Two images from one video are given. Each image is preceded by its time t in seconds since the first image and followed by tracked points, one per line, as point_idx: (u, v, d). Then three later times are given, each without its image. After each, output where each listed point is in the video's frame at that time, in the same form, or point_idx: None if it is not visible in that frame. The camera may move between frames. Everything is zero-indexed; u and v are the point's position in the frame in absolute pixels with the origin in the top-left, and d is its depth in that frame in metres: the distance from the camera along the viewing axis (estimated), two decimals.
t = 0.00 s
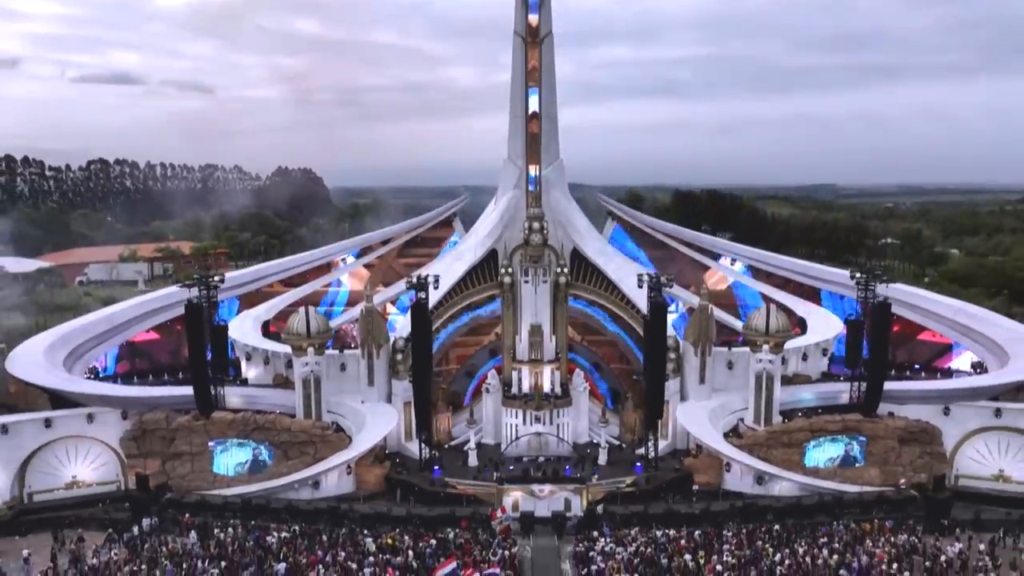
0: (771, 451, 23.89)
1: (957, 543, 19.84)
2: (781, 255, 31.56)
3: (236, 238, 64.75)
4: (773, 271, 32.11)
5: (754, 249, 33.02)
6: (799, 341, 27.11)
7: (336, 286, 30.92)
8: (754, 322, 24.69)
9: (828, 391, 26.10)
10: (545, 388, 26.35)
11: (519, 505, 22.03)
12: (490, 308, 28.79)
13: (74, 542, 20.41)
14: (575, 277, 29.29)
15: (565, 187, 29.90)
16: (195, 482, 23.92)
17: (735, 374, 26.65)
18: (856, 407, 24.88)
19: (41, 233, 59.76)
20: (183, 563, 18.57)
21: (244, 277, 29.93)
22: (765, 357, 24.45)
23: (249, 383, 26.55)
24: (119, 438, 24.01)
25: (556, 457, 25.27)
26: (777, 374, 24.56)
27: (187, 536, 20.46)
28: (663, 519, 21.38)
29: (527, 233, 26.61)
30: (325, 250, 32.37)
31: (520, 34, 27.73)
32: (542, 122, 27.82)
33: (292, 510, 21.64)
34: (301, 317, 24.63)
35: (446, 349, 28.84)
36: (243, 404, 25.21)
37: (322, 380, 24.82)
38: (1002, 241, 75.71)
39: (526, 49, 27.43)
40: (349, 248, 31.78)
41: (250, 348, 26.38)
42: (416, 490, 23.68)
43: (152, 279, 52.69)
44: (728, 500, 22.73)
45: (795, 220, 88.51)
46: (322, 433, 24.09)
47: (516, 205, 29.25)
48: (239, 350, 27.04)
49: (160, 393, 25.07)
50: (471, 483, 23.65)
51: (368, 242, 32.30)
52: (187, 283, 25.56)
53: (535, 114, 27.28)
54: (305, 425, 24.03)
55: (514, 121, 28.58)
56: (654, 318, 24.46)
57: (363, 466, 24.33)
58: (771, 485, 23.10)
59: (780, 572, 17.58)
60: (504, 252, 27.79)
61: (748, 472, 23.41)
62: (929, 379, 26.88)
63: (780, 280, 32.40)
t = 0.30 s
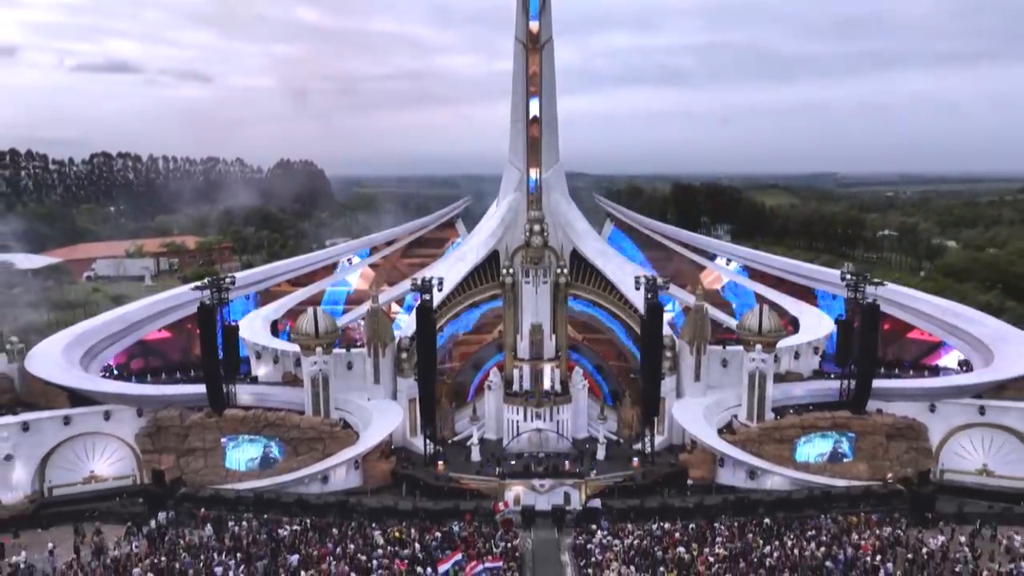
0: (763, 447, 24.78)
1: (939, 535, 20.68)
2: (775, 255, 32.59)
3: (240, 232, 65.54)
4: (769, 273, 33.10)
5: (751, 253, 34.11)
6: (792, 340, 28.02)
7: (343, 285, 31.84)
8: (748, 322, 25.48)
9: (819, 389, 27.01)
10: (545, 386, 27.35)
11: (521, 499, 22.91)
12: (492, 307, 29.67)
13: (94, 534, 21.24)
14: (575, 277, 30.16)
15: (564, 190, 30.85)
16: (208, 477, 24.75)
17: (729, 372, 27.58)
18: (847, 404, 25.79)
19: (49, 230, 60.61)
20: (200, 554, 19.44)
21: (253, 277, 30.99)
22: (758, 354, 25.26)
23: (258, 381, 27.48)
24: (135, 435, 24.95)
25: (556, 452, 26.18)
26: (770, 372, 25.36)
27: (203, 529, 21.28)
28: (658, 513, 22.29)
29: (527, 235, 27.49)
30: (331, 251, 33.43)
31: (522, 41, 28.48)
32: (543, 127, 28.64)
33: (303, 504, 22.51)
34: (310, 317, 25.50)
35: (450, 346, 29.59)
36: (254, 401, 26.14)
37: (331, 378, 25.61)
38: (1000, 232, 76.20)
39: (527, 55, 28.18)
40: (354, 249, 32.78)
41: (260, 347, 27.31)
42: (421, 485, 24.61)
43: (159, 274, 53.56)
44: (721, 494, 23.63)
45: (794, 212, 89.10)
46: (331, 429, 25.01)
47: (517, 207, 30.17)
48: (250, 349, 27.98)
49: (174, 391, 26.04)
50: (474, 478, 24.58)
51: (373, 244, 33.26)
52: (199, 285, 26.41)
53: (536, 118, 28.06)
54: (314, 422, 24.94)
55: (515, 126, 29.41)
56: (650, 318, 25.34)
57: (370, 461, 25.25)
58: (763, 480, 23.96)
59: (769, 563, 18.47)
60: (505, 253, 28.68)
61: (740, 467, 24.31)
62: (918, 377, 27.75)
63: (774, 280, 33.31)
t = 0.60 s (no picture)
0: (755, 443, 25.71)
1: (922, 529, 21.55)
2: (768, 255, 33.85)
3: (244, 227, 66.30)
4: (763, 272, 34.05)
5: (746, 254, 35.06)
6: (784, 338, 28.88)
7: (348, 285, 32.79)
8: (742, 323, 26.36)
9: (810, 386, 27.97)
10: (544, 382, 28.05)
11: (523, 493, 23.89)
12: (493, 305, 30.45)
13: (112, 528, 22.07)
14: (574, 278, 31.00)
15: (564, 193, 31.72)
16: (219, 472, 25.30)
17: (724, 369, 28.26)
18: (836, 403, 26.77)
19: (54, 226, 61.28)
20: (215, 547, 20.35)
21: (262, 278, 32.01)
22: (751, 355, 26.14)
23: (268, 378, 28.52)
24: (149, 432, 25.84)
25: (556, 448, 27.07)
26: (762, 371, 26.27)
27: (217, 522, 22.16)
28: (653, 507, 23.18)
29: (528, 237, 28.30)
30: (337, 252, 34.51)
31: (523, 48, 29.20)
32: (543, 132, 29.49)
33: (312, 498, 23.35)
34: (318, 318, 26.42)
35: (453, 345, 30.72)
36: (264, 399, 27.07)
37: (338, 377, 26.66)
38: (996, 224, 76.83)
39: (528, 61, 28.99)
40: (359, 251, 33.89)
41: (269, 347, 28.23)
42: (426, 480, 25.51)
43: (165, 270, 54.40)
44: (714, 489, 24.49)
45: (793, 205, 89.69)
46: (339, 426, 25.91)
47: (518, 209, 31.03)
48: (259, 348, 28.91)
49: (186, 389, 26.94)
50: (476, 473, 25.48)
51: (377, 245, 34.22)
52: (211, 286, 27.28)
53: (535, 124, 28.93)
54: (323, 419, 25.88)
55: (516, 129, 30.26)
56: (647, 319, 26.14)
57: (376, 456, 26.14)
58: (756, 475, 24.80)
59: (759, 556, 19.38)
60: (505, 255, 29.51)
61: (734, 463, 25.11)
62: (906, 375, 28.71)
63: (768, 279, 34.21)
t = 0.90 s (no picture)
0: (748, 439, 26.61)
1: (907, 523, 22.46)
2: (761, 256, 34.85)
3: (247, 222, 67.01)
4: (757, 273, 35.06)
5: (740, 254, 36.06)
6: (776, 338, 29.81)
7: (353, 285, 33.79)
8: (736, 323, 27.10)
9: (801, 385, 28.85)
10: (544, 380, 28.91)
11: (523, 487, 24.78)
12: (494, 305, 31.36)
13: (129, 522, 22.95)
14: (572, 278, 31.92)
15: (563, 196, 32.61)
16: (229, 466, 26.42)
17: (717, 368, 29.32)
18: (826, 400, 27.62)
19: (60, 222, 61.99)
20: (229, 540, 21.22)
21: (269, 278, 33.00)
22: (744, 355, 27.06)
23: (276, 376, 29.50)
24: (163, 429, 26.75)
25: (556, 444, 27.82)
26: (753, 371, 27.23)
27: (229, 516, 23.07)
28: (649, 502, 24.07)
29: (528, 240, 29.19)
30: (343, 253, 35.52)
31: (523, 54, 29.89)
32: (542, 137, 30.35)
33: (320, 493, 24.21)
34: (325, 318, 27.25)
35: (455, 345, 31.66)
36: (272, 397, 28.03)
37: (344, 376, 27.55)
38: (993, 218, 77.44)
39: (528, 68, 29.81)
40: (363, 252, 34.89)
41: (278, 347, 29.26)
42: (430, 475, 26.42)
43: (170, 266, 55.18)
44: (708, 484, 25.40)
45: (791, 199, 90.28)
46: (345, 424, 26.78)
47: (518, 212, 31.92)
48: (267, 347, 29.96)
49: (198, 388, 27.84)
50: (479, 469, 26.38)
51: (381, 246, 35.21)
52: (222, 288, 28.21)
53: (536, 129, 29.80)
54: (330, 416, 26.77)
55: (516, 135, 31.12)
56: (642, 321, 27.02)
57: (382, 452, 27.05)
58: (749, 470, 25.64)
59: (749, 549, 20.30)
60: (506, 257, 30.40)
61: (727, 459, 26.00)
62: (895, 374, 29.67)
63: (762, 279, 35.13)
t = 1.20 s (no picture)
0: (740, 436, 27.51)
1: (891, 516, 23.37)
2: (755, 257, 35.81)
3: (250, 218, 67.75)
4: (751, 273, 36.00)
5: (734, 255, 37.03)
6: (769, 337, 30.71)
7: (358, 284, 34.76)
8: (729, 324, 28.16)
9: (793, 382, 29.79)
10: (544, 377, 29.82)
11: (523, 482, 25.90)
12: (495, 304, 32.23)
13: (145, 516, 23.80)
14: (571, 278, 32.79)
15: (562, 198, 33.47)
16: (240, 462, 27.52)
17: (713, 366, 30.25)
18: (816, 397, 28.56)
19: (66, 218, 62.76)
20: (241, 533, 22.13)
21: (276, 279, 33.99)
22: (738, 354, 27.86)
23: (284, 374, 30.43)
24: (175, 425, 27.68)
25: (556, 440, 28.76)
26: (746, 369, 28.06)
27: (241, 510, 23.98)
28: (644, 496, 24.99)
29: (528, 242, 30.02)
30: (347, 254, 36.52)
31: (523, 60, 30.67)
32: (542, 142, 31.18)
33: (328, 487, 25.10)
34: (332, 319, 28.27)
35: (457, 343, 32.88)
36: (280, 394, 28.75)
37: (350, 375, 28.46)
38: (990, 212, 78.03)
39: (528, 74, 30.62)
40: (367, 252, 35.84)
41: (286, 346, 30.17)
42: (433, 470, 27.34)
43: (176, 263, 55.98)
44: (701, 479, 26.27)
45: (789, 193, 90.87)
46: (351, 421, 27.71)
47: (518, 214, 32.79)
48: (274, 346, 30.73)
49: (208, 386, 28.77)
50: (480, 465, 27.28)
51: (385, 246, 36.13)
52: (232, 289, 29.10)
53: (535, 134, 30.62)
54: (337, 414, 27.71)
55: (517, 139, 31.95)
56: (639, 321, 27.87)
57: (387, 448, 27.98)
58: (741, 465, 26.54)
59: (740, 542, 21.22)
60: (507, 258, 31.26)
61: (720, 454, 26.92)
62: (884, 372, 30.66)
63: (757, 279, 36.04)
